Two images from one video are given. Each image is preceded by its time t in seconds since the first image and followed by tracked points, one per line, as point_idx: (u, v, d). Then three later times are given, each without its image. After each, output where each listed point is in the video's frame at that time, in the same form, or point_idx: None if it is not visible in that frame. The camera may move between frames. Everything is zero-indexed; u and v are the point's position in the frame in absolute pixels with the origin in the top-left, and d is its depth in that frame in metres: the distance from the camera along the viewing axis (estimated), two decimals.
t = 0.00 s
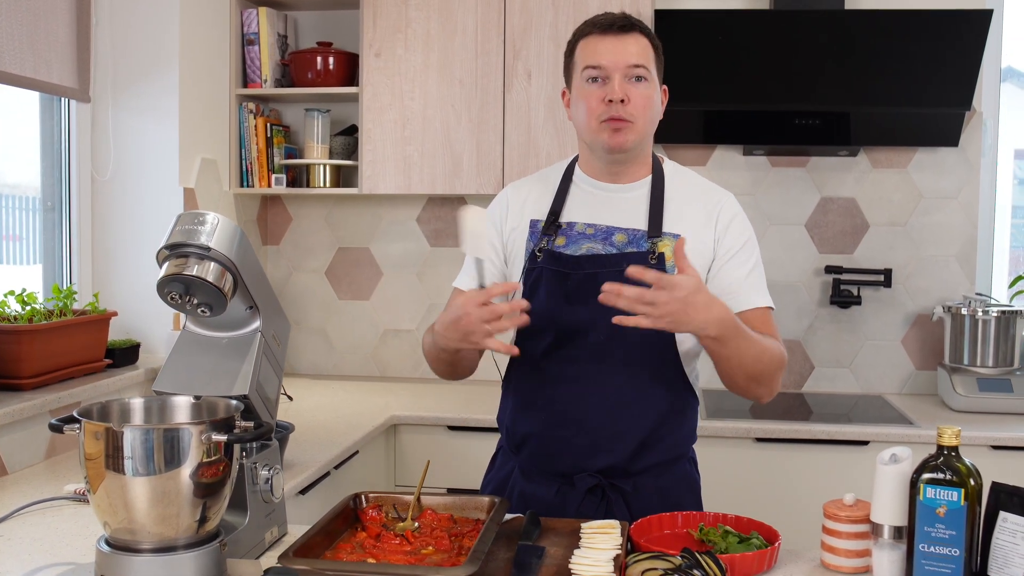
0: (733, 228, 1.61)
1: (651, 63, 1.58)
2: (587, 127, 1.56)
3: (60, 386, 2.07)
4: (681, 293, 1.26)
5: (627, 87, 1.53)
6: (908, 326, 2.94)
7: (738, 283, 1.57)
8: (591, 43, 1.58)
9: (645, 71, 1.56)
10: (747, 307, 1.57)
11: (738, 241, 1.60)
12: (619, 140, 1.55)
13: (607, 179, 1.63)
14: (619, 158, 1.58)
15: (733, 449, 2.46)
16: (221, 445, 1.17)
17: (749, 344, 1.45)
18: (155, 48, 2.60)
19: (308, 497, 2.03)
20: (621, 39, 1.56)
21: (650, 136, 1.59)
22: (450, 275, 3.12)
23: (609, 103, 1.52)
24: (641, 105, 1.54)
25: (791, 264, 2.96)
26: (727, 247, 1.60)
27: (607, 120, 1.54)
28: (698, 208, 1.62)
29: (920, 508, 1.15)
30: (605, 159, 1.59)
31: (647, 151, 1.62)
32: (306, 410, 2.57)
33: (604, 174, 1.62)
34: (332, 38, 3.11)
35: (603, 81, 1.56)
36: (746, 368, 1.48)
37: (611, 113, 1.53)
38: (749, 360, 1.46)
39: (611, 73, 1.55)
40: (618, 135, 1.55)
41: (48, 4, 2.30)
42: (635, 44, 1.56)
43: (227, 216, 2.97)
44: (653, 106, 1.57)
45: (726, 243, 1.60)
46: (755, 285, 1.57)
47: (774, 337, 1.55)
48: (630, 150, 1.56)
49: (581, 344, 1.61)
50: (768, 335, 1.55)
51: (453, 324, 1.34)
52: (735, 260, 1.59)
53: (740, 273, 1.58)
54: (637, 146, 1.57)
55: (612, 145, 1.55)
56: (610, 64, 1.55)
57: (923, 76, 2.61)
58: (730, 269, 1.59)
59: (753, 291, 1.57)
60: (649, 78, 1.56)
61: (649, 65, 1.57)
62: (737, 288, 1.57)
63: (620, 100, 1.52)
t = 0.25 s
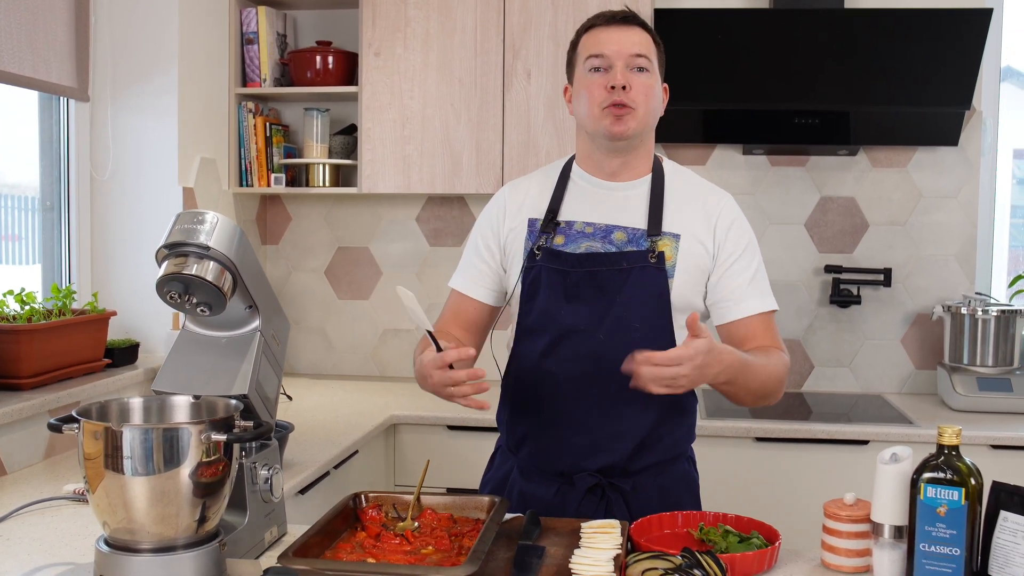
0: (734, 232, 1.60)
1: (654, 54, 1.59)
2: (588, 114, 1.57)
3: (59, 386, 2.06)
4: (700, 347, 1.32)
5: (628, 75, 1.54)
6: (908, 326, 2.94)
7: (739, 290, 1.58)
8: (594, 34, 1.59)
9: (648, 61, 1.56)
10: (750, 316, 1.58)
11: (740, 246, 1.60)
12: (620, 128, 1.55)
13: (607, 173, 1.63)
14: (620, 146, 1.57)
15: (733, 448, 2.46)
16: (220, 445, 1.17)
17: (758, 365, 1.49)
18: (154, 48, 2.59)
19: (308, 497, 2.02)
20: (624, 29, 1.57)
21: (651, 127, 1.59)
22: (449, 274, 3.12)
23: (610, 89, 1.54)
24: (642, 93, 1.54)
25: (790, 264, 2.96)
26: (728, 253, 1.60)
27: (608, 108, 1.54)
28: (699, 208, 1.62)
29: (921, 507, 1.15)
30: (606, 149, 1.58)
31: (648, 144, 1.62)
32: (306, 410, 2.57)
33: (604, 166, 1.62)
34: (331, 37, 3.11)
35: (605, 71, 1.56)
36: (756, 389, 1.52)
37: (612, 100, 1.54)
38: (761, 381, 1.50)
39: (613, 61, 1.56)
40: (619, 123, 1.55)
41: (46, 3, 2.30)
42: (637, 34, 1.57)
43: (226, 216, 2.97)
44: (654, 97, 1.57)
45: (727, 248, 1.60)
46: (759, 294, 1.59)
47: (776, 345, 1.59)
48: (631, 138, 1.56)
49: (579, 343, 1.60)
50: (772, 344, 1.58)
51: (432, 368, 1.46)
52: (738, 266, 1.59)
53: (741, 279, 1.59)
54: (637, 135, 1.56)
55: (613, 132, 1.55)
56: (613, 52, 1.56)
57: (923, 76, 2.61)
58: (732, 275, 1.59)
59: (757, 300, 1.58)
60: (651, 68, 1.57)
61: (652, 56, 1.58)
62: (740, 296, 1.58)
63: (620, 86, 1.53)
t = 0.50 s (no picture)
0: (737, 240, 1.60)
1: (655, 56, 1.58)
2: (589, 119, 1.56)
3: (58, 386, 2.06)
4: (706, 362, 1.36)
5: (629, 79, 1.53)
6: (908, 325, 2.94)
7: (741, 300, 1.60)
8: (594, 35, 1.58)
9: (648, 64, 1.55)
10: (749, 326, 1.60)
11: (742, 253, 1.60)
12: (622, 133, 1.54)
13: (608, 175, 1.63)
14: (621, 150, 1.57)
15: (733, 448, 2.45)
16: (219, 445, 1.17)
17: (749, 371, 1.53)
18: (153, 47, 2.59)
19: (307, 497, 2.02)
20: (624, 31, 1.56)
21: (652, 131, 1.59)
22: (449, 274, 3.12)
23: (611, 94, 1.53)
24: (643, 97, 1.54)
25: (790, 263, 2.96)
26: (732, 261, 1.60)
27: (609, 112, 1.54)
28: (702, 213, 1.61)
29: (921, 507, 1.15)
30: (607, 153, 1.58)
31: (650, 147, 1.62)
32: (305, 410, 2.57)
33: (606, 169, 1.62)
34: (331, 36, 3.11)
35: (605, 74, 1.55)
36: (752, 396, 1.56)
37: (613, 105, 1.53)
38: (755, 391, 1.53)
39: (614, 65, 1.55)
40: (620, 127, 1.54)
41: (45, 2, 2.29)
42: (638, 36, 1.56)
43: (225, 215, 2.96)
44: (656, 100, 1.56)
45: (731, 256, 1.60)
46: (759, 305, 1.61)
47: (770, 352, 1.62)
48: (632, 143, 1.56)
49: (579, 345, 1.59)
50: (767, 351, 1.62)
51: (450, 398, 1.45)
52: (740, 275, 1.60)
53: (743, 289, 1.60)
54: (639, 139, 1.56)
55: (614, 137, 1.55)
56: (614, 56, 1.55)
57: (923, 75, 2.60)
58: (735, 283, 1.60)
59: (757, 310, 1.61)
60: (652, 71, 1.56)
61: (652, 57, 1.57)
62: (742, 305, 1.60)
63: (622, 90, 1.52)
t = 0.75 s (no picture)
0: (738, 240, 1.60)
1: (657, 61, 1.57)
2: (591, 127, 1.56)
3: (57, 385, 2.06)
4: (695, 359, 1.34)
5: (630, 87, 1.53)
6: (908, 325, 2.93)
7: (741, 300, 1.59)
8: (595, 40, 1.57)
9: (650, 70, 1.55)
10: (750, 326, 1.60)
11: (743, 254, 1.60)
12: (623, 142, 1.55)
13: (610, 179, 1.63)
14: (622, 159, 1.58)
15: (733, 448, 2.45)
16: (218, 445, 1.16)
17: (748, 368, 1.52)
18: (152, 46, 2.59)
19: (306, 497, 2.02)
20: (626, 37, 1.55)
21: (654, 137, 1.59)
22: (449, 274, 3.12)
23: (612, 103, 1.53)
24: (645, 106, 1.54)
25: (790, 263, 2.96)
26: (733, 261, 1.60)
27: (609, 121, 1.54)
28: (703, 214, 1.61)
29: (921, 507, 1.15)
30: (609, 160, 1.59)
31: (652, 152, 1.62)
32: (305, 410, 2.57)
33: (608, 174, 1.62)
34: (330, 36, 3.11)
35: (606, 81, 1.55)
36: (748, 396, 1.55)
37: (613, 114, 1.54)
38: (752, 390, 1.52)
39: (615, 72, 1.54)
40: (622, 136, 1.55)
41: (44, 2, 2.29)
42: (640, 41, 1.55)
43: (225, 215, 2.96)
44: (657, 106, 1.56)
45: (733, 257, 1.60)
46: (761, 304, 1.60)
47: (771, 353, 1.60)
48: (633, 151, 1.56)
49: (581, 347, 1.59)
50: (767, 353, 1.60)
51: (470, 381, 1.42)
52: (741, 275, 1.59)
53: (745, 289, 1.59)
54: (640, 147, 1.57)
55: (616, 147, 1.55)
56: (615, 63, 1.54)
57: (923, 75, 2.60)
58: (736, 283, 1.59)
59: (758, 310, 1.60)
60: (654, 77, 1.56)
61: (654, 63, 1.56)
62: (743, 305, 1.59)
63: (623, 100, 1.52)
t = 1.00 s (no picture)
0: (740, 241, 1.60)
1: (656, 65, 1.56)
2: (589, 134, 1.57)
3: (57, 386, 2.06)
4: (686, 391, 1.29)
5: (629, 95, 1.53)
6: (908, 325, 2.93)
7: (742, 300, 1.58)
8: (593, 45, 1.56)
9: (649, 76, 1.54)
10: (751, 327, 1.59)
11: (744, 254, 1.59)
12: (623, 149, 1.55)
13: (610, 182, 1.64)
14: (622, 164, 1.58)
15: (733, 448, 2.45)
16: (217, 445, 1.16)
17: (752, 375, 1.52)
18: (152, 46, 2.59)
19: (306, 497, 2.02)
20: (624, 42, 1.54)
21: (654, 141, 1.59)
22: (449, 274, 3.12)
23: (611, 111, 1.53)
24: (644, 113, 1.54)
25: (790, 263, 2.96)
26: (733, 262, 1.59)
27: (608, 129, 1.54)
28: (704, 215, 1.61)
29: (922, 508, 1.15)
30: (608, 166, 1.59)
31: (652, 155, 1.62)
32: (304, 410, 2.57)
33: (608, 176, 1.63)
34: (330, 35, 3.10)
35: (605, 87, 1.55)
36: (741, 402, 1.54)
37: (612, 122, 1.54)
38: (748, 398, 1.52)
39: (613, 79, 1.54)
40: (621, 143, 1.55)
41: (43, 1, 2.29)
42: (639, 47, 1.54)
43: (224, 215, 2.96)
44: (656, 112, 1.56)
45: (733, 257, 1.59)
46: (762, 305, 1.60)
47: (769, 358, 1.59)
48: (632, 158, 1.57)
49: (581, 347, 1.59)
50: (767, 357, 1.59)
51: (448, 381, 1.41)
52: (744, 276, 1.59)
53: (745, 290, 1.59)
54: (640, 153, 1.57)
55: (615, 153, 1.56)
56: (613, 70, 1.54)
57: (923, 75, 2.60)
58: (738, 283, 1.59)
59: (759, 311, 1.59)
60: (653, 82, 1.55)
61: (653, 68, 1.55)
62: (744, 306, 1.59)
63: (621, 108, 1.52)
